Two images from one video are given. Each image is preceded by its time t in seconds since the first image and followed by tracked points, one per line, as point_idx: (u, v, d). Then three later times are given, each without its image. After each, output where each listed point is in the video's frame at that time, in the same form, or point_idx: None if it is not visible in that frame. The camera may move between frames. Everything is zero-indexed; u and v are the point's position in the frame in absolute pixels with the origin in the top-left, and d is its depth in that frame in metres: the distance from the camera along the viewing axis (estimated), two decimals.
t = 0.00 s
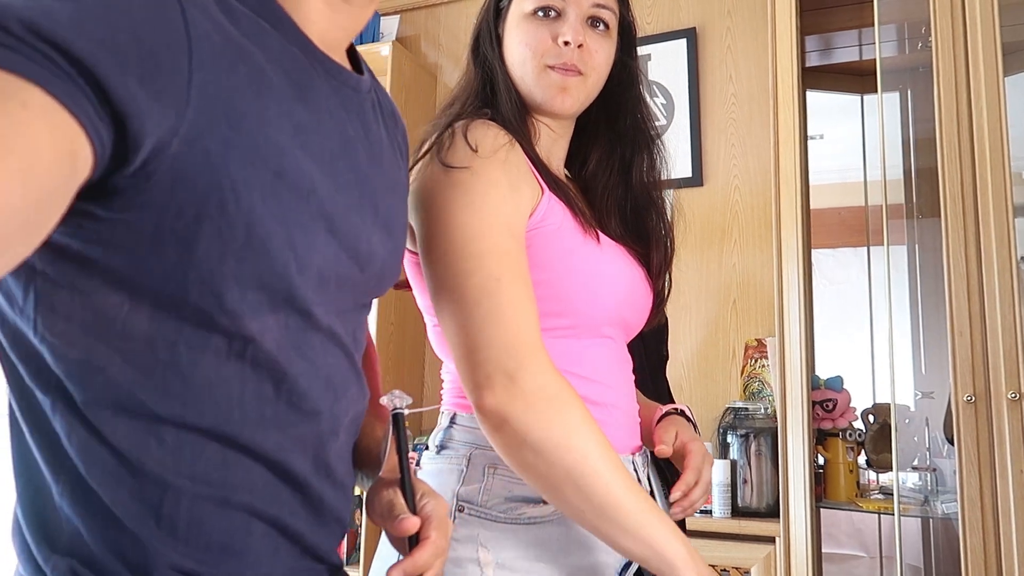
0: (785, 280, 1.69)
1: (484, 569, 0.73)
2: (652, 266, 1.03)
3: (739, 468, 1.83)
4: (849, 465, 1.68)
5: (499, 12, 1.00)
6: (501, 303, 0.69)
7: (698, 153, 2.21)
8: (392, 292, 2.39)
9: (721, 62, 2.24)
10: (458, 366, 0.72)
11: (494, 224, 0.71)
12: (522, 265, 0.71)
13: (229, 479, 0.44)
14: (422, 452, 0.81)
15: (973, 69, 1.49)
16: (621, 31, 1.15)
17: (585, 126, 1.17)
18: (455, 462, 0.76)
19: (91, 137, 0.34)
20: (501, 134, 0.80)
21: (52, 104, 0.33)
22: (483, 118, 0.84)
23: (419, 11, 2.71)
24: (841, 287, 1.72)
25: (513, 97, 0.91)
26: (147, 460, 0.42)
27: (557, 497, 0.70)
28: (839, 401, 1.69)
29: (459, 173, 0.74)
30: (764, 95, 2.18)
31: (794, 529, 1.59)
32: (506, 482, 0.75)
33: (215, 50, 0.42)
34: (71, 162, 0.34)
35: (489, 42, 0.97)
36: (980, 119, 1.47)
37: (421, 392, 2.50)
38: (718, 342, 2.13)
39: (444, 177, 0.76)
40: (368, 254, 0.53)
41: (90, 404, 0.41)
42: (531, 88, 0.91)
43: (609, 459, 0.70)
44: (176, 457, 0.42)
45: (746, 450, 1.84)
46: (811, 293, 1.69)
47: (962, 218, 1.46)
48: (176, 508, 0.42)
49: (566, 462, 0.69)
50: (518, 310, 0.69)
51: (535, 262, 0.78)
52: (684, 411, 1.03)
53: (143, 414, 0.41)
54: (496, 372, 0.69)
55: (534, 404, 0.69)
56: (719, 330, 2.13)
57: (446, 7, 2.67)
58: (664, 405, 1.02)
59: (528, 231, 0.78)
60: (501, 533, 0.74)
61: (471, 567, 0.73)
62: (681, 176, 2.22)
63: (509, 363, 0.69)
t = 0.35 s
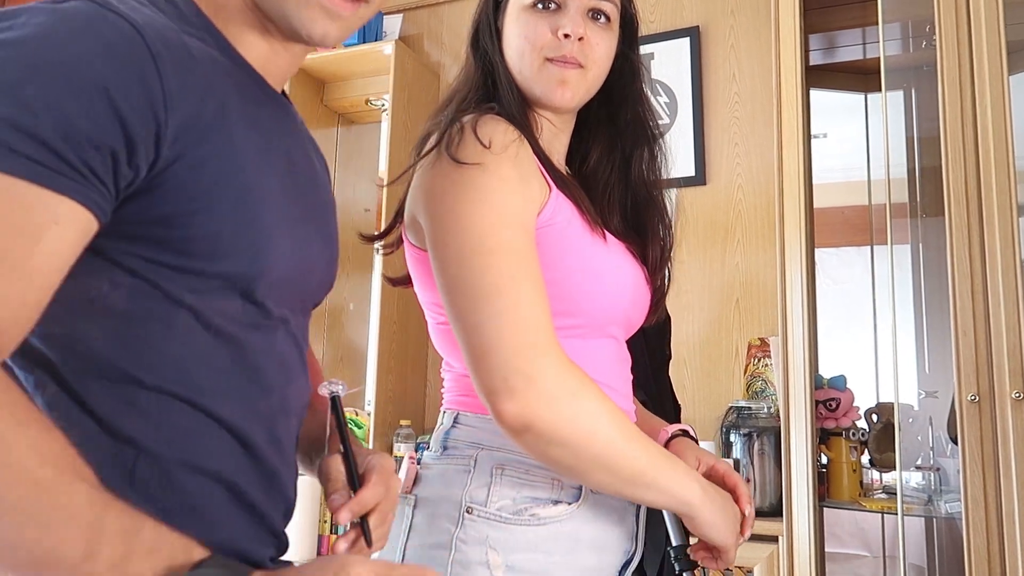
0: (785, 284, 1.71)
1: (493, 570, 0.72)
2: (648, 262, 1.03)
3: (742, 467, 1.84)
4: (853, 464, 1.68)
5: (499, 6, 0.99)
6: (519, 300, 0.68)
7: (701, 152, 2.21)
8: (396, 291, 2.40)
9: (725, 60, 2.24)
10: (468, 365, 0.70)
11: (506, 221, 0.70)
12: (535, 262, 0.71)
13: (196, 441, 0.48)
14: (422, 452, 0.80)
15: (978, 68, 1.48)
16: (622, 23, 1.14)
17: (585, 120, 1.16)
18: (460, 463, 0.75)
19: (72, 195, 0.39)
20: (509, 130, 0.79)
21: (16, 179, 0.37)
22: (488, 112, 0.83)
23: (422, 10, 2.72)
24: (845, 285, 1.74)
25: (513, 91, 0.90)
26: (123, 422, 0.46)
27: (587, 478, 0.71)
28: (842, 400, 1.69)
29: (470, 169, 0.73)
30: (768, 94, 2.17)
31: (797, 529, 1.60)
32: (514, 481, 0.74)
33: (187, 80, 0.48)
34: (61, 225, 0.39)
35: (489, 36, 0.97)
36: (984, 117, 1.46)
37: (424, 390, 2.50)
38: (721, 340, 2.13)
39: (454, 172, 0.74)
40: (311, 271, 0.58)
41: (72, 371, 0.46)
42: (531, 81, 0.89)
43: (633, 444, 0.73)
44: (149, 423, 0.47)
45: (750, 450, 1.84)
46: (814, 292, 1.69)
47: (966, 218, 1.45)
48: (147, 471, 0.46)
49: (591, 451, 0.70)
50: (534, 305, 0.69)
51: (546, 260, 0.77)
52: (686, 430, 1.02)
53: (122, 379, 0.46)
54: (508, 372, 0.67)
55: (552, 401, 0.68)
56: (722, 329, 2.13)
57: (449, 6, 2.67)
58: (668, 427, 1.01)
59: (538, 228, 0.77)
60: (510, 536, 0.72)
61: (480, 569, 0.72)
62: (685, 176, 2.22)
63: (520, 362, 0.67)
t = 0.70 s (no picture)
0: (789, 279, 1.68)
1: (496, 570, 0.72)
2: (648, 261, 1.03)
3: (743, 465, 1.84)
4: (855, 463, 1.69)
5: (501, 3, 0.99)
6: (522, 300, 0.68)
7: (703, 151, 2.20)
8: (398, 290, 2.40)
9: (728, 59, 2.24)
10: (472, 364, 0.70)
11: (510, 220, 0.70)
12: (539, 262, 0.71)
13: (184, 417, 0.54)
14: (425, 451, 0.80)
15: (980, 67, 1.48)
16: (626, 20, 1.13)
17: (587, 118, 1.15)
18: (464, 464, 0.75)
19: (77, 199, 0.52)
20: (512, 129, 0.79)
21: (40, 190, 0.51)
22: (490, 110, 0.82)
23: (424, 9, 2.72)
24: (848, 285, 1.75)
25: (515, 89, 0.90)
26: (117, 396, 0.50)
27: (589, 475, 0.71)
28: (845, 399, 1.69)
29: (473, 168, 0.73)
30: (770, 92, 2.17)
31: (799, 527, 1.58)
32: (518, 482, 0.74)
33: (163, 116, 0.63)
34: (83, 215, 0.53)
35: (490, 34, 0.97)
36: (987, 116, 1.46)
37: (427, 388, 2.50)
38: (723, 339, 2.13)
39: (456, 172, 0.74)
40: (227, 264, 0.71)
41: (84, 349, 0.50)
42: (533, 79, 0.89)
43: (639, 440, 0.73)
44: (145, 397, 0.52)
45: (751, 448, 1.84)
46: (815, 291, 1.68)
47: (968, 216, 1.45)
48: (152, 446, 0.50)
49: (598, 451, 0.70)
50: (537, 304, 0.68)
51: (551, 260, 0.77)
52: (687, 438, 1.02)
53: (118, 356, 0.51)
54: (511, 372, 0.67)
55: (557, 400, 0.68)
56: (724, 328, 2.13)
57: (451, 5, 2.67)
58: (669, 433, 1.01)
59: (541, 227, 0.77)
60: (513, 537, 0.72)
61: (484, 569, 0.72)
62: (687, 175, 2.22)
63: (525, 362, 0.67)
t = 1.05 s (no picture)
0: (790, 277, 1.68)
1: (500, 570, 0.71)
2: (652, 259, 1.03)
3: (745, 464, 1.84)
4: (856, 462, 1.69)
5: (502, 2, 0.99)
6: (519, 298, 0.68)
7: (704, 150, 2.20)
8: (400, 289, 2.40)
9: (730, 58, 2.23)
10: (471, 365, 0.70)
11: (509, 219, 0.70)
12: (537, 260, 0.71)
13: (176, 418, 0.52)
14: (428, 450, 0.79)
15: (981, 67, 1.48)
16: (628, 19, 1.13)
17: (589, 118, 1.16)
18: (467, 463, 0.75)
19: (78, 195, 0.51)
20: (512, 128, 0.79)
21: (46, 190, 0.49)
22: (491, 110, 0.82)
23: (425, 8, 2.72)
24: (850, 284, 1.73)
25: (516, 88, 0.90)
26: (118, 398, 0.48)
27: (592, 461, 0.73)
28: (846, 399, 1.69)
29: (472, 168, 0.73)
30: (772, 91, 2.17)
31: (801, 527, 1.58)
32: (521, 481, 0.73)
33: (152, 107, 0.61)
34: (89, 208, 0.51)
35: (493, 32, 0.96)
36: (988, 115, 1.46)
37: (428, 387, 2.50)
38: (724, 338, 2.13)
39: (455, 172, 0.74)
40: (213, 257, 0.70)
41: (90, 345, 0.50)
42: (535, 79, 0.89)
43: (638, 437, 0.74)
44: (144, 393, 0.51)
45: (753, 448, 1.84)
46: (817, 289, 1.68)
47: (969, 216, 1.45)
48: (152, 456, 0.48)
49: (599, 447, 0.72)
50: (535, 302, 0.68)
51: (551, 258, 0.77)
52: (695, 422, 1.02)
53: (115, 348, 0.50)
54: (511, 369, 0.67)
55: (557, 397, 0.68)
56: (725, 327, 2.13)
57: (452, 3, 2.68)
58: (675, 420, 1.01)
59: (542, 226, 0.77)
60: (517, 536, 0.72)
61: (486, 569, 0.72)
62: (688, 174, 2.22)
63: (523, 360, 0.67)
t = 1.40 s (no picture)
0: (791, 275, 1.68)
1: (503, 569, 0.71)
2: (657, 258, 1.03)
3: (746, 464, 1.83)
4: (857, 462, 1.69)
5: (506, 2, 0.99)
6: (520, 296, 0.67)
7: (706, 149, 2.20)
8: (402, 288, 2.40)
9: (732, 57, 2.23)
10: (471, 363, 0.70)
11: (510, 216, 0.70)
12: (538, 258, 0.70)
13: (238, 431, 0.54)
14: (432, 449, 0.79)
15: (983, 66, 1.48)
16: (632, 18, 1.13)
17: (593, 117, 1.15)
18: (471, 461, 0.74)
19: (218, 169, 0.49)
20: (516, 126, 0.78)
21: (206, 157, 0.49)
22: (496, 109, 0.82)
23: (427, 7, 2.72)
24: (850, 281, 1.73)
25: (521, 87, 0.90)
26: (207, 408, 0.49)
27: (592, 458, 0.73)
28: (848, 398, 1.70)
29: (475, 166, 0.73)
30: (774, 90, 2.17)
31: (802, 527, 1.58)
32: (526, 480, 0.73)
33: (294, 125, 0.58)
34: (195, 181, 0.48)
35: (497, 31, 0.96)
36: (990, 115, 1.46)
37: (430, 386, 2.51)
38: (725, 337, 2.13)
39: (458, 170, 0.74)
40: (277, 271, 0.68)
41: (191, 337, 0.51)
42: (540, 78, 0.89)
43: (637, 434, 0.74)
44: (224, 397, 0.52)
45: (754, 447, 1.83)
46: (818, 288, 1.68)
47: (971, 215, 1.45)
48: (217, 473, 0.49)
49: (600, 446, 0.72)
50: (535, 300, 0.68)
51: (554, 256, 0.77)
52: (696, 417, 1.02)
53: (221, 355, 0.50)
54: (510, 368, 0.67)
55: (557, 394, 0.68)
56: (726, 326, 2.13)
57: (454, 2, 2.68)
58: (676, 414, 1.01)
59: (546, 226, 0.76)
60: (521, 535, 0.72)
61: (489, 568, 0.71)
62: (689, 173, 2.22)
63: (523, 357, 0.67)
